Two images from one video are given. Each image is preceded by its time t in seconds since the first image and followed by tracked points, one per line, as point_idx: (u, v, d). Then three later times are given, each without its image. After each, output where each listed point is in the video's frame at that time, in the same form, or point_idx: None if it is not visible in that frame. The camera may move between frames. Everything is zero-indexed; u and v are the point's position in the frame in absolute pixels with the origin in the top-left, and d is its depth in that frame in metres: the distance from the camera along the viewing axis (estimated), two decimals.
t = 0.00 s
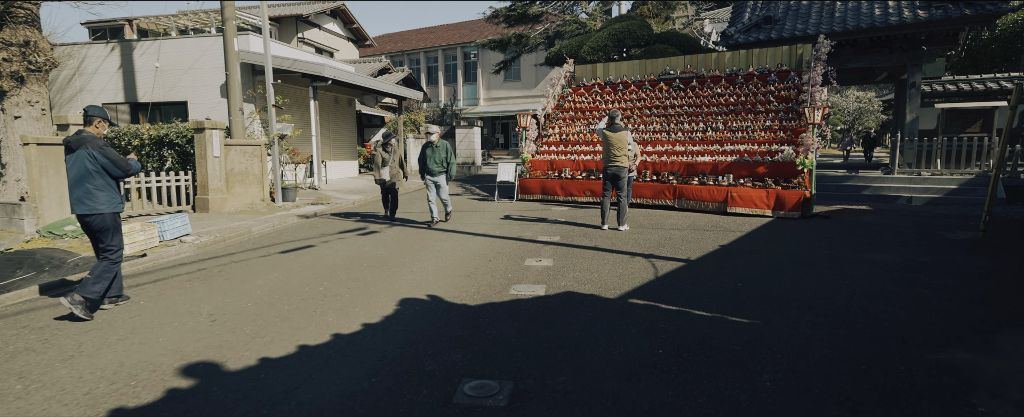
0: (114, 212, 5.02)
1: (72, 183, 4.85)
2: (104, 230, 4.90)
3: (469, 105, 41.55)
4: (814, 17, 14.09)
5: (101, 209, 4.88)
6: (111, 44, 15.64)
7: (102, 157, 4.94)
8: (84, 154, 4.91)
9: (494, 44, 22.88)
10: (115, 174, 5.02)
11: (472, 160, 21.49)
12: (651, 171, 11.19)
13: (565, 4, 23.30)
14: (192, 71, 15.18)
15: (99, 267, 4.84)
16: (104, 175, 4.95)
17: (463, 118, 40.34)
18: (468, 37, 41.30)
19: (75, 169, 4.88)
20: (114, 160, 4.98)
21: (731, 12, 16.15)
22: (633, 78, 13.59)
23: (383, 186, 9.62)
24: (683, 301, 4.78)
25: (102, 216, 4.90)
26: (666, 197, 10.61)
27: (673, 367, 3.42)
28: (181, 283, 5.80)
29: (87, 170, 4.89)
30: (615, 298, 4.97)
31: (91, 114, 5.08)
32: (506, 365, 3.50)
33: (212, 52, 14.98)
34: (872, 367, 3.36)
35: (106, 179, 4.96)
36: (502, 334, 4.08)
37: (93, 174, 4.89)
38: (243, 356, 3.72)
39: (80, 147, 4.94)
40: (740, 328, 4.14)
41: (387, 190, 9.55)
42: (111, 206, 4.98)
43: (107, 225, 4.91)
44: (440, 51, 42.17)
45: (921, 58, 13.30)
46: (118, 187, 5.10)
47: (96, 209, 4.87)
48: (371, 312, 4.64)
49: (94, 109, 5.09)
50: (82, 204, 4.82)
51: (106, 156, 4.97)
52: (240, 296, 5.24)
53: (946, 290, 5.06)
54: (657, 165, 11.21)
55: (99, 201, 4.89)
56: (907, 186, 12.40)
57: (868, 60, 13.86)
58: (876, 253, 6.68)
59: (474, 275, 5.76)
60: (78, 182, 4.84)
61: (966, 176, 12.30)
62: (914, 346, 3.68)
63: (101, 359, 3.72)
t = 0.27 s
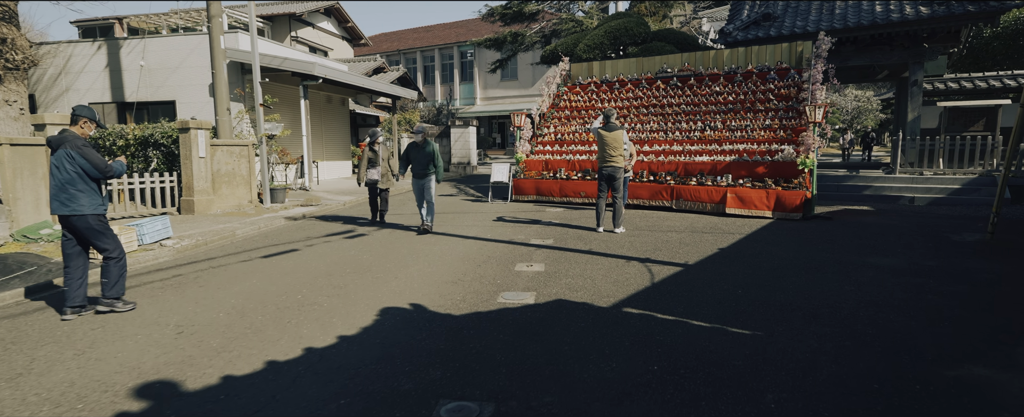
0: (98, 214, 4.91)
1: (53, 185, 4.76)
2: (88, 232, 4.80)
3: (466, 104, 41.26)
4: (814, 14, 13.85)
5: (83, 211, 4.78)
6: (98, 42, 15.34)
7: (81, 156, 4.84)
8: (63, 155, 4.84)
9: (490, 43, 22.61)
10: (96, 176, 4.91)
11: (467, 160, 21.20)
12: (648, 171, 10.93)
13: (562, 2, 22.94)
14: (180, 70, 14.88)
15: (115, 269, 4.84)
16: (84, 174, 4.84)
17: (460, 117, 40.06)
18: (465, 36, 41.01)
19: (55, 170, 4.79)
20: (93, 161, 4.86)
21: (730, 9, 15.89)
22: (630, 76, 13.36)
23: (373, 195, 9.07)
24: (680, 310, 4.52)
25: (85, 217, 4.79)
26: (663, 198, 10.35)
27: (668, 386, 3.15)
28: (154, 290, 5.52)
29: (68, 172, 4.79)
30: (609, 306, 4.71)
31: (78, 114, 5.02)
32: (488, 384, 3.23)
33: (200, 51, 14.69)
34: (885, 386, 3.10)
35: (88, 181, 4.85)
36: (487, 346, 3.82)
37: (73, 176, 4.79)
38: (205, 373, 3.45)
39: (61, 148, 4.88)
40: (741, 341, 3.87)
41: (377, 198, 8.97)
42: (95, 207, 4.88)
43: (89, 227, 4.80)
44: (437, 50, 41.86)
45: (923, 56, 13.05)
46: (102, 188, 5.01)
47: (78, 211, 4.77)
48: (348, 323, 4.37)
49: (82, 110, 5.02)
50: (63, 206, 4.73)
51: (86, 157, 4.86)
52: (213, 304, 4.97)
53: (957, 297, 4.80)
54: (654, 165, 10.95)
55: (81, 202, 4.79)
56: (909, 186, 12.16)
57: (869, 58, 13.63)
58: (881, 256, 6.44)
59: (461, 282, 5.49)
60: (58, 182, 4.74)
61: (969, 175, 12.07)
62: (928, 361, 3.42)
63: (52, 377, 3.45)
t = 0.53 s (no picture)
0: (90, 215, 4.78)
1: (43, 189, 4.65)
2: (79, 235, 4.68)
3: (463, 105, 40.99)
4: (815, 13, 13.60)
5: (74, 213, 4.65)
6: (85, 41, 15.03)
7: (68, 156, 4.68)
8: (52, 157, 4.71)
9: (486, 43, 22.35)
10: (83, 178, 4.73)
11: (463, 160, 20.93)
12: (645, 172, 10.65)
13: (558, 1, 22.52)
14: (168, 70, 14.58)
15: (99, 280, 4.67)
16: (72, 175, 4.70)
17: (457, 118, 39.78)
18: (462, 36, 40.74)
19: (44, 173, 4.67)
20: (78, 161, 4.69)
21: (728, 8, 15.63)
22: (627, 76, 13.11)
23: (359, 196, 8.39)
24: (678, 321, 4.24)
25: (76, 219, 4.67)
26: (661, 200, 10.07)
27: (664, 410, 2.87)
28: (122, 299, 5.22)
29: (55, 174, 4.66)
30: (603, 316, 4.43)
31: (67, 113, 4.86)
32: (467, 407, 2.94)
33: (189, 50, 14.39)
34: (902, 410, 2.82)
35: (75, 182, 4.70)
36: (469, 363, 3.54)
37: (60, 178, 4.65)
38: (159, 394, 3.16)
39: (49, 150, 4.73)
40: (743, 356, 3.59)
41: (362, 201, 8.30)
42: (87, 209, 4.76)
43: (81, 229, 4.68)
44: (434, 51, 41.58)
45: (925, 55, 12.80)
46: (92, 188, 4.87)
47: (69, 213, 4.64)
48: (323, 336, 4.09)
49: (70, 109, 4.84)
50: (54, 209, 4.62)
51: (72, 157, 4.69)
52: (182, 314, 4.68)
53: (971, 307, 4.53)
54: (651, 166, 10.68)
55: (73, 203, 4.67)
56: (912, 188, 11.91)
57: (870, 58, 13.38)
58: (887, 261, 6.17)
59: (447, 290, 5.20)
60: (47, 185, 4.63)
61: (973, 177, 11.82)
62: (947, 381, 3.15)
63: None
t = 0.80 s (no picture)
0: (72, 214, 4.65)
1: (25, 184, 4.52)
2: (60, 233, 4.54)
3: (460, 102, 40.65)
4: (816, 7, 13.31)
5: (55, 211, 4.52)
6: (70, 36, 14.69)
7: (51, 151, 4.54)
8: (35, 151, 4.54)
9: (481, 39, 22.04)
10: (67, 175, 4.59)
11: (458, 158, 20.63)
12: (642, 171, 10.37)
13: None
14: (155, 65, 14.25)
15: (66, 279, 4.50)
16: (55, 171, 4.56)
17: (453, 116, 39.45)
18: (459, 33, 40.39)
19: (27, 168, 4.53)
20: (62, 157, 4.54)
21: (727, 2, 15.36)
22: (624, 71, 12.83)
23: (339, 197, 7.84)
24: (675, 331, 3.96)
25: (57, 218, 4.53)
26: (658, 199, 9.79)
27: None
28: (87, 306, 4.93)
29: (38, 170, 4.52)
30: (593, 325, 4.15)
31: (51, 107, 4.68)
32: None
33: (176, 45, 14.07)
34: None
35: (59, 179, 4.57)
36: (447, 379, 3.26)
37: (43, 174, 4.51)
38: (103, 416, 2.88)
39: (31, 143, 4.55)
40: (744, 371, 3.31)
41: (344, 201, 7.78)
42: (68, 206, 4.62)
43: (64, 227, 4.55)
44: (430, 48, 41.22)
45: (929, 50, 12.56)
46: (75, 185, 4.73)
47: (50, 211, 4.50)
48: (292, 348, 3.80)
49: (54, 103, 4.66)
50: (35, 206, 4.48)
51: (56, 152, 4.54)
52: (146, 323, 4.39)
53: (986, 315, 4.25)
54: (649, 164, 10.39)
55: (53, 200, 4.53)
56: (915, 187, 11.65)
57: (872, 53, 13.11)
58: (894, 264, 5.90)
59: (431, 296, 4.92)
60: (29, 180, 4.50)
61: (977, 176, 11.56)
62: (967, 401, 2.88)
63: None
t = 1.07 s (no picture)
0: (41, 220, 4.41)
1: None
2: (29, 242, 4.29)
3: (456, 104, 40.41)
4: (814, 7, 13.08)
5: (26, 218, 4.28)
6: (54, 36, 14.40)
7: (19, 156, 4.26)
8: None
9: (476, 40, 21.80)
10: (38, 180, 4.34)
11: (452, 161, 20.36)
12: (638, 174, 10.10)
13: None
14: (141, 67, 13.97)
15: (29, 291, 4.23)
16: (24, 176, 4.29)
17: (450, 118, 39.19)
18: (455, 35, 40.17)
19: None
20: (33, 162, 4.28)
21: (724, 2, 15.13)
22: (619, 72, 12.59)
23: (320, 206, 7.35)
24: (667, 348, 3.68)
25: (27, 225, 4.29)
26: (653, 203, 9.51)
27: None
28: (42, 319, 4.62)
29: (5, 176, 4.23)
30: (580, 341, 3.87)
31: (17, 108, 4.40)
32: None
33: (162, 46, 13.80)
34: None
35: (28, 184, 4.31)
36: (416, 404, 2.98)
37: (11, 180, 4.24)
38: None
39: None
40: (741, 394, 3.03)
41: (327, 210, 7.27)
42: (38, 213, 4.38)
43: (33, 234, 4.30)
44: (426, 50, 40.97)
45: (929, 50, 12.35)
46: (44, 189, 4.48)
47: (21, 219, 4.26)
48: (253, 368, 3.52)
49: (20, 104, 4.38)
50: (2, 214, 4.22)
51: (25, 157, 4.27)
52: (102, 338, 4.10)
53: (1000, 329, 3.98)
54: (644, 167, 10.11)
55: (22, 207, 4.28)
56: (917, 190, 11.40)
57: (872, 54, 12.89)
58: (898, 272, 5.63)
59: (410, 308, 4.63)
60: None
61: (980, 178, 11.31)
62: None
63: None
